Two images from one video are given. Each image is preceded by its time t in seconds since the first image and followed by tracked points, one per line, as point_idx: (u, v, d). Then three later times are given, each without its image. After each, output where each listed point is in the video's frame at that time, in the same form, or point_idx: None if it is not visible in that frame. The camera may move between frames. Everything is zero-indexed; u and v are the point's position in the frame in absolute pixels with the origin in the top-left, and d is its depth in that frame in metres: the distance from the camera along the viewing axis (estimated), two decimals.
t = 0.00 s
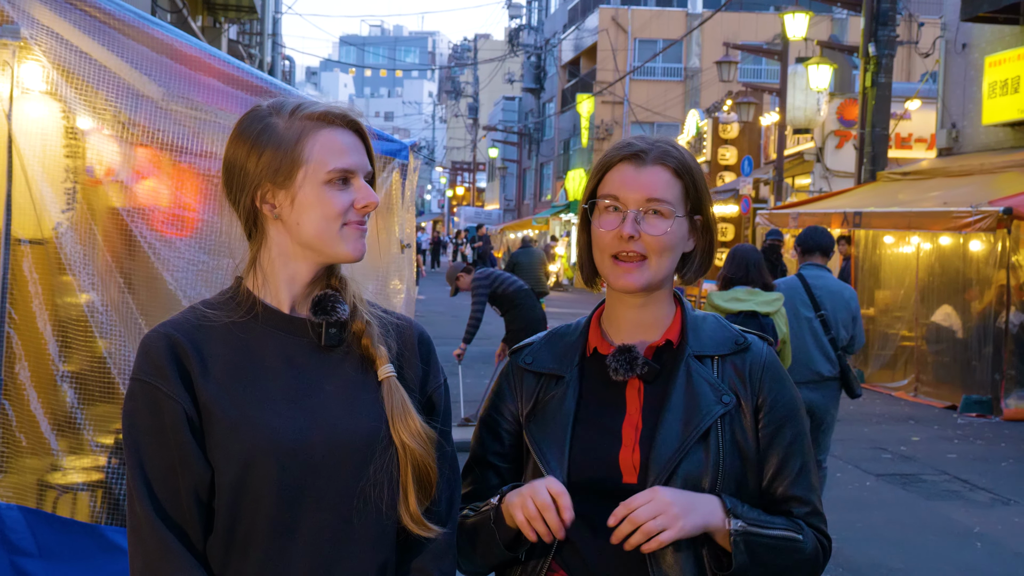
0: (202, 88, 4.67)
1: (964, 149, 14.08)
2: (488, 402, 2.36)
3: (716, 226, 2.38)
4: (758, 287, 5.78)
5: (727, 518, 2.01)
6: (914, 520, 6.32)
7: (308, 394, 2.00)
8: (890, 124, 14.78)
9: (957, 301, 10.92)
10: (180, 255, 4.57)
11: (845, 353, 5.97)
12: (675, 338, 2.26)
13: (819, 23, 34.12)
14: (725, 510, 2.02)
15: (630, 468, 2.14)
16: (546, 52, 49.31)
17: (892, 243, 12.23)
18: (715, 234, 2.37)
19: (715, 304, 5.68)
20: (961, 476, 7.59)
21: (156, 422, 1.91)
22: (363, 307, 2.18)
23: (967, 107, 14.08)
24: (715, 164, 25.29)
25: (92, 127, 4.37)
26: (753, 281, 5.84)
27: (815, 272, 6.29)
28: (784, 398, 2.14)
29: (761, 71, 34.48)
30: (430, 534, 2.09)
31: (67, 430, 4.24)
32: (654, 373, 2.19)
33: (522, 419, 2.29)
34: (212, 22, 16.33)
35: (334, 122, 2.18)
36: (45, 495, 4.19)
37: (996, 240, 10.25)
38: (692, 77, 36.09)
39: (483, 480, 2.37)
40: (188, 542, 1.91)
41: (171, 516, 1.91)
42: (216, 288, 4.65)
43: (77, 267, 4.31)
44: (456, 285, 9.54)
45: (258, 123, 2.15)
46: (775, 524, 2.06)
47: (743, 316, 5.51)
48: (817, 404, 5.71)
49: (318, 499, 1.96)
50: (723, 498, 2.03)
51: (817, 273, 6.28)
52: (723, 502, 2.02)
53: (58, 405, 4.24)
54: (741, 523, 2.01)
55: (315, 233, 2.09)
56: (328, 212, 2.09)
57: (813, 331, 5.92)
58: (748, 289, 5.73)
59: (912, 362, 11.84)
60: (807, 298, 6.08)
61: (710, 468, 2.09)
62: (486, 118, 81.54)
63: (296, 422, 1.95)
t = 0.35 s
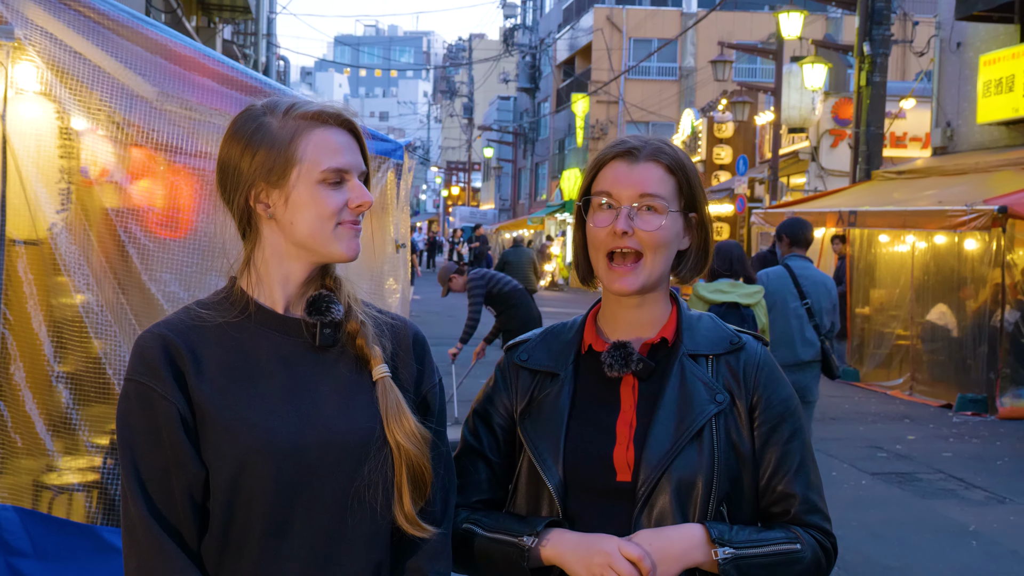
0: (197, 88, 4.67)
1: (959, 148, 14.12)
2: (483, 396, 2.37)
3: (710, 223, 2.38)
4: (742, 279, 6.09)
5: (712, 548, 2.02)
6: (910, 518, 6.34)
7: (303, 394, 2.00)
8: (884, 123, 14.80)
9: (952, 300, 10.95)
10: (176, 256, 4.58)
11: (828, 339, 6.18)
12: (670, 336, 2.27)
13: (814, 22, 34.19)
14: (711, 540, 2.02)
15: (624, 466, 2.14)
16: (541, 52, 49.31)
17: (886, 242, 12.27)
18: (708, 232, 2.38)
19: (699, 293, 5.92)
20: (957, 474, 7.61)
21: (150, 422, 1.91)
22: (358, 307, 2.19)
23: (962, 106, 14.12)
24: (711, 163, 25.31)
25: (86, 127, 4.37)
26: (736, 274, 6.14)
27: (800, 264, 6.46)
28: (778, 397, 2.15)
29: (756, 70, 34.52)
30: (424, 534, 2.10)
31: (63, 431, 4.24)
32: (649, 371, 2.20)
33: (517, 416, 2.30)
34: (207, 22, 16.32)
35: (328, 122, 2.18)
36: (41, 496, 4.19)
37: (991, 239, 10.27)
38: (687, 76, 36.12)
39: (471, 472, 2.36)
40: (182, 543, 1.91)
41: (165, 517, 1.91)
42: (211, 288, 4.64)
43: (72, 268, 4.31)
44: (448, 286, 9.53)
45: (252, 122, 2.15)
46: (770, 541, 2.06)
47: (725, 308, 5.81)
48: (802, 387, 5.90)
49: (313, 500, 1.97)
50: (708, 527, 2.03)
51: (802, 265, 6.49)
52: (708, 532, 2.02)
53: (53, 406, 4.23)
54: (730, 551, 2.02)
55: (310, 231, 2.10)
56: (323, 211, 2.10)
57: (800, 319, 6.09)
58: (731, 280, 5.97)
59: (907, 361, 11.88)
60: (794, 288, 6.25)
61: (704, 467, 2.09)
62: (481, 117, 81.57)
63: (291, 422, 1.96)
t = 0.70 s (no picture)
0: (198, 87, 4.66)
1: (960, 146, 14.11)
2: (487, 393, 2.37)
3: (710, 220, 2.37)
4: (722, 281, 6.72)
5: (726, 522, 2.01)
6: (912, 517, 6.34)
7: (303, 393, 2.01)
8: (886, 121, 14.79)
9: (953, 298, 10.95)
10: (177, 255, 4.57)
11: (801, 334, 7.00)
12: (672, 335, 2.27)
13: (816, 19, 34.19)
14: (724, 514, 2.01)
15: (625, 465, 2.14)
16: (541, 50, 49.28)
17: (888, 240, 12.28)
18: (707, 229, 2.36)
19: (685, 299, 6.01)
20: (959, 473, 7.61)
21: (151, 421, 1.91)
22: (358, 306, 2.19)
23: (963, 104, 14.11)
24: (712, 162, 25.29)
25: (87, 127, 4.37)
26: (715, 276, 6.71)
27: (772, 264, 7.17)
28: (780, 397, 2.15)
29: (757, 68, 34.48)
30: (425, 532, 2.10)
31: (64, 430, 4.24)
32: (651, 370, 2.20)
33: (520, 413, 2.30)
34: (207, 21, 16.32)
35: (327, 121, 2.18)
36: (42, 495, 4.19)
37: (992, 237, 10.26)
38: (688, 74, 36.10)
39: (479, 467, 2.37)
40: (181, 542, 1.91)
41: (166, 516, 1.92)
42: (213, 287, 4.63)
43: (74, 267, 4.32)
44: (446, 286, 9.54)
45: (252, 121, 2.16)
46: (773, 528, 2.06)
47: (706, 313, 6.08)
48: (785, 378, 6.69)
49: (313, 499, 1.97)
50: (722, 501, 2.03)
51: (774, 265, 7.20)
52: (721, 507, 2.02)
53: (55, 405, 4.24)
54: (741, 525, 2.01)
55: (308, 230, 2.10)
56: (322, 211, 2.10)
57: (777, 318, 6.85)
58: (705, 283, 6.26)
59: (908, 359, 11.88)
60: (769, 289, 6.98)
61: (705, 465, 2.10)
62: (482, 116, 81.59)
63: (291, 421, 1.96)
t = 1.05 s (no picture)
0: (194, 91, 4.68)
1: (956, 149, 14.14)
2: (486, 398, 2.37)
3: (705, 222, 2.33)
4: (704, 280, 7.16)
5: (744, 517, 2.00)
6: (909, 519, 6.35)
7: (301, 396, 2.00)
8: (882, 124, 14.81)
9: (949, 301, 10.97)
10: (173, 259, 4.59)
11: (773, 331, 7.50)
12: (671, 340, 2.28)
13: (811, 23, 34.28)
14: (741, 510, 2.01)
15: (623, 467, 2.15)
16: (538, 54, 49.29)
17: (885, 243, 12.31)
18: (702, 231, 2.32)
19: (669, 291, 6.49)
20: (955, 475, 7.63)
21: (148, 424, 1.91)
22: (356, 310, 2.20)
23: (959, 107, 14.14)
24: (708, 164, 25.31)
25: (84, 130, 4.37)
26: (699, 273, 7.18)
27: (752, 266, 7.69)
28: (779, 400, 2.14)
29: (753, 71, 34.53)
30: (422, 535, 2.10)
31: (60, 434, 4.23)
32: (649, 373, 2.21)
33: (520, 416, 2.30)
34: (203, 24, 16.28)
35: (324, 125, 2.19)
36: (38, 498, 4.17)
37: (988, 240, 10.30)
38: (684, 78, 36.17)
39: (480, 471, 2.35)
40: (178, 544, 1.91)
41: (163, 519, 1.92)
42: (208, 291, 4.65)
43: (70, 271, 4.31)
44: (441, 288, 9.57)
45: (249, 124, 2.15)
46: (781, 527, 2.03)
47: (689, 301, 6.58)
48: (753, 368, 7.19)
49: (310, 502, 1.97)
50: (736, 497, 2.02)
51: (754, 267, 7.72)
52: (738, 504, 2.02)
53: (51, 409, 4.23)
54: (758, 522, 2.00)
55: (306, 234, 2.10)
56: (319, 214, 2.10)
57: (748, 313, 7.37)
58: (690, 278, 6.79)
59: (905, 362, 11.89)
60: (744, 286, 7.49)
61: (702, 468, 2.10)
62: (478, 119, 81.68)
63: (289, 424, 1.96)
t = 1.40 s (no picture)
0: (199, 89, 4.67)
1: (961, 148, 14.10)
2: (493, 395, 2.37)
3: (713, 220, 2.32)
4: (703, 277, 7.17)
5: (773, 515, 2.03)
6: (913, 518, 6.33)
7: (308, 394, 2.00)
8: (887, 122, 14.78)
9: (954, 299, 10.94)
10: (178, 257, 4.59)
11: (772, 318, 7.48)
12: (681, 338, 2.28)
13: (816, 21, 34.23)
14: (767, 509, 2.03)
15: (631, 465, 2.14)
16: (542, 52, 49.27)
17: (889, 242, 12.28)
18: (709, 230, 2.31)
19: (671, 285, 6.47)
20: (960, 474, 7.61)
21: (155, 420, 1.91)
22: (362, 307, 2.19)
23: (964, 106, 14.11)
24: (713, 162, 25.29)
25: (89, 128, 4.37)
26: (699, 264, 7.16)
27: (749, 254, 7.64)
28: (789, 400, 2.14)
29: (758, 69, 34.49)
30: (428, 532, 2.09)
31: (66, 431, 4.24)
32: (658, 371, 2.20)
33: (527, 413, 2.30)
34: (208, 22, 16.30)
35: (331, 122, 2.18)
36: (44, 495, 4.18)
37: (993, 239, 10.27)
38: (689, 76, 36.14)
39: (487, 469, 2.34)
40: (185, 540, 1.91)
41: (170, 515, 1.92)
42: (213, 288, 4.64)
43: (75, 268, 4.31)
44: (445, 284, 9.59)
45: (256, 122, 2.15)
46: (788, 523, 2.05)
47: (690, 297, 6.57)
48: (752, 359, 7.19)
49: (316, 499, 1.97)
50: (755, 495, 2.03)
51: (752, 256, 7.68)
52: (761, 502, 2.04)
53: (57, 406, 4.24)
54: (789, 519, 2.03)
55: (313, 232, 2.10)
56: (326, 212, 2.10)
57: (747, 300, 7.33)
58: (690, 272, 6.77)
59: (909, 361, 11.87)
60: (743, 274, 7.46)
61: (711, 467, 2.09)
62: (482, 117, 81.69)
63: (296, 421, 1.96)
